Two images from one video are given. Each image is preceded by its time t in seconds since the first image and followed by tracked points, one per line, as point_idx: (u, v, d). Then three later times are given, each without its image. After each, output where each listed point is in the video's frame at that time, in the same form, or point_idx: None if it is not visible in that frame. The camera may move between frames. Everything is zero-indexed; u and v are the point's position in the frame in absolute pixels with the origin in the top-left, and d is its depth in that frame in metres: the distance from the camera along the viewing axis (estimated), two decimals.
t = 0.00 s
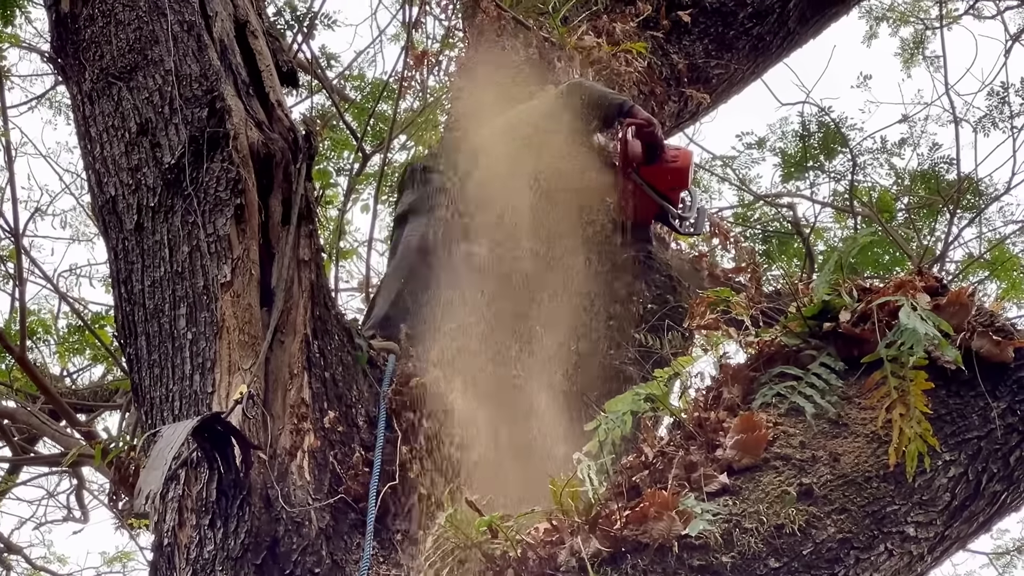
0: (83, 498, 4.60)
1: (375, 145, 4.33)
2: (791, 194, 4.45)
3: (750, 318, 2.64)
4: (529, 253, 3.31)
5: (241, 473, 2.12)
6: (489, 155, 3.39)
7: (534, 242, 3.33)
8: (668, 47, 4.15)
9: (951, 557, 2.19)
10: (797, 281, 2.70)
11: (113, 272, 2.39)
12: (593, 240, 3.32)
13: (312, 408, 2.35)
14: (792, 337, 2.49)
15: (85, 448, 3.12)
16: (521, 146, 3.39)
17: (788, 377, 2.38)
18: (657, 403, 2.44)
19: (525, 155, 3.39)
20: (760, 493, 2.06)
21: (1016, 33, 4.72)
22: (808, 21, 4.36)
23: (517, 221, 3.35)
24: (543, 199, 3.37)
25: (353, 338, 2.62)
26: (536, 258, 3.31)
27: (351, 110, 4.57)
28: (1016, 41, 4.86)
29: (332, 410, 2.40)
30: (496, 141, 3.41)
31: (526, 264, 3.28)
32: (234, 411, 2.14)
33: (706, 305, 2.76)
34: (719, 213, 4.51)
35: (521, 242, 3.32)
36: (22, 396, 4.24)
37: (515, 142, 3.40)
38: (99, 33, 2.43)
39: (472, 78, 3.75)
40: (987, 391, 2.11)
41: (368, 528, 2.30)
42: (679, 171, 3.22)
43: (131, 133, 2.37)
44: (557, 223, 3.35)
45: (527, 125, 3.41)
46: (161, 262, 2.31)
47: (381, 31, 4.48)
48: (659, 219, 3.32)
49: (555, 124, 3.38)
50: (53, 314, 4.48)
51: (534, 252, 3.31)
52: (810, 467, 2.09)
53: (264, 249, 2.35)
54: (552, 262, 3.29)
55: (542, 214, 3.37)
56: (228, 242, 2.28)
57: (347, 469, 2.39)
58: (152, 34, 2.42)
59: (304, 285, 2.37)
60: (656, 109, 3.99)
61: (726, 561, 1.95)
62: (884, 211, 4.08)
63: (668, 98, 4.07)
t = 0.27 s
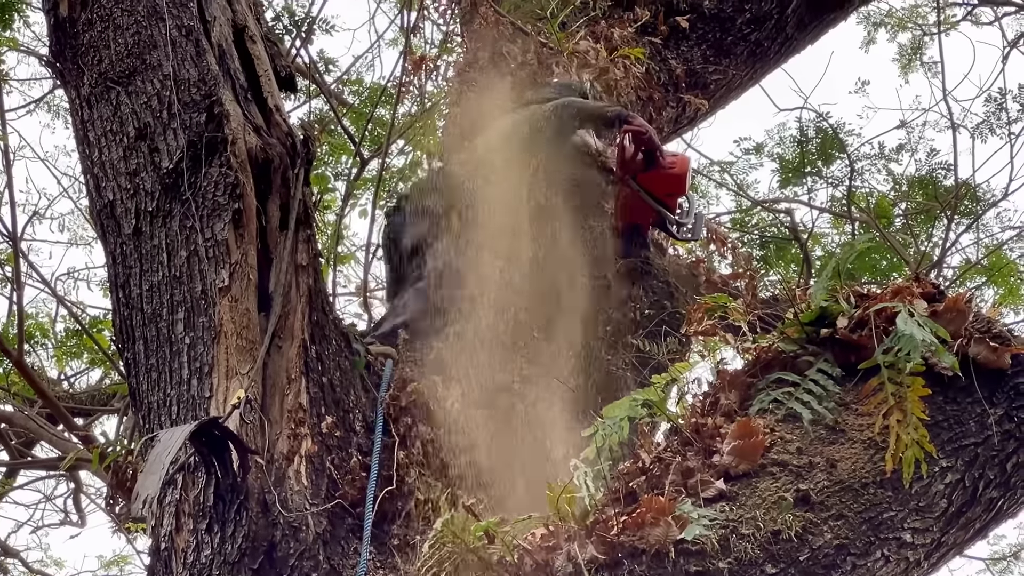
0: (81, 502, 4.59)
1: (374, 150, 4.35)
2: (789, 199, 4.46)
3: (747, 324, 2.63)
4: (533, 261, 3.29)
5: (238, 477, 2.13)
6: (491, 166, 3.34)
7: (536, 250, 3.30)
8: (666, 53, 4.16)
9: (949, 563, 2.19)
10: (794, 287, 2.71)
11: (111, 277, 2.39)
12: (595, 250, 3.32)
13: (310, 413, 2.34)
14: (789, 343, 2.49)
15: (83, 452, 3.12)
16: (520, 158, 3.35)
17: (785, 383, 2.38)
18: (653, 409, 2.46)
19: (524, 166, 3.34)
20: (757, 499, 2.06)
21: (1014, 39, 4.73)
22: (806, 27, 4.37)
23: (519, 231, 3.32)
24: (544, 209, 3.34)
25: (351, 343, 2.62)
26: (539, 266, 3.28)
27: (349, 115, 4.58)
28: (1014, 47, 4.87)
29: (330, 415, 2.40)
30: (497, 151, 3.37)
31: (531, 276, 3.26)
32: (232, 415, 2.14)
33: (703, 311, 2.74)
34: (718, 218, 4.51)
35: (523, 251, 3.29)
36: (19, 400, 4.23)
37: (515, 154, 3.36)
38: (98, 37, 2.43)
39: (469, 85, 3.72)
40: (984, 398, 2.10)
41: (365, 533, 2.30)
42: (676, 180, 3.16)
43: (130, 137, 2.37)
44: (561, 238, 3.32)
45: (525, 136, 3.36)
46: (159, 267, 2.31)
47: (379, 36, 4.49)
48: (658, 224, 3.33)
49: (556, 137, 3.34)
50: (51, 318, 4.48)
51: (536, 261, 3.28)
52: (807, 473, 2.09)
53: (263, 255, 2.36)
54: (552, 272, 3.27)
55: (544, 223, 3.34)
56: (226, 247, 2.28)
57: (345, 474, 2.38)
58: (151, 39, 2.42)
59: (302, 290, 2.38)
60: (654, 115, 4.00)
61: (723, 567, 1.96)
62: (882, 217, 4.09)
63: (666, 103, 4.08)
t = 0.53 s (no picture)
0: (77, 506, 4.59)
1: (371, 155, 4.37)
2: (786, 206, 4.46)
3: (744, 331, 2.63)
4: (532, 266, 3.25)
5: (235, 482, 2.13)
6: (483, 183, 3.33)
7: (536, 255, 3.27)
8: (664, 59, 4.16)
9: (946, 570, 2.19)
10: (791, 294, 2.71)
11: (108, 282, 2.39)
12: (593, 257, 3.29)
13: (307, 419, 2.34)
14: (787, 350, 2.48)
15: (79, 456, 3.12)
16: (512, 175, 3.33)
17: (782, 390, 2.39)
18: (651, 415, 2.43)
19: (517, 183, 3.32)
20: (754, 505, 2.06)
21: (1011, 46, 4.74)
22: (804, 33, 4.38)
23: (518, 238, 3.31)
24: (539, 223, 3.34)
25: (348, 349, 2.61)
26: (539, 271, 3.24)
27: (347, 120, 4.58)
28: (1012, 53, 4.88)
29: (326, 421, 2.39)
30: (490, 166, 3.34)
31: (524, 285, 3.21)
32: (229, 421, 2.13)
33: (700, 317, 2.73)
34: (715, 224, 4.52)
35: (517, 263, 3.26)
36: (16, 405, 4.23)
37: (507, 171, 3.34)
38: (96, 42, 2.43)
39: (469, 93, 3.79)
40: (981, 405, 2.11)
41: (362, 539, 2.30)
42: (673, 184, 3.18)
43: (127, 143, 2.36)
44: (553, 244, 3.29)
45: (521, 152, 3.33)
46: (156, 272, 2.31)
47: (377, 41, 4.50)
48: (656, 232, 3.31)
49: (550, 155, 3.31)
50: (48, 322, 4.48)
51: (531, 270, 3.24)
52: (804, 480, 2.09)
53: (260, 260, 2.35)
54: (550, 280, 3.22)
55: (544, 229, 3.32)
56: (223, 252, 2.29)
57: (341, 480, 2.38)
58: (148, 44, 2.42)
59: (298, 296, 2.39)
60: (652, 121, 4.03)
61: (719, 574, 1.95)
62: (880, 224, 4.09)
63: (664, 110, 4.08)
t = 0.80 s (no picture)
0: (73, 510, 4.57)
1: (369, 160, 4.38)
2: (784, 211, 4.47)
3: (742, 336, 2.64)
4: (530, 269, 3.26)
5: (232, 487, 2.13)
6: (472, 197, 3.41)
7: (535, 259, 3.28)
8: (662, 64, 4.14)
9: None
10: (789, 300, 2.71)
11: (105, 286, 2.39)
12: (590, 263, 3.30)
13: (304, 423, 2.33)
14: (784, 355, 2.47)
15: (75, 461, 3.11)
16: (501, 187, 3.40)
17: (780, 396, 2.38)
18: (648, 420, 2.43)
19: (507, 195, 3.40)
20: (751, 511, 2.06)
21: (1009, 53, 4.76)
22: (802, 39, 4.40)
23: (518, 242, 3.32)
24: (536, 229, 3.33)
25: (346, 353, 2.61)
26: (536, 274, 3.25)
27: (344, 125, 4.59)
28: (1010, 60, 4.89)
29: (324, 425, 2.39)
30: (479, 181, 3.40)
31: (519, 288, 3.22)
32: (225, 425, 2.14)
33: (698, 322, 2.74)
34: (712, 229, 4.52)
35: (511, 266, 3.27)
36: (13, 408, 4.22)
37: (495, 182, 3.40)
38: (94, 46, 2.43)
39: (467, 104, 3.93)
40: (978, 412, 2.11)
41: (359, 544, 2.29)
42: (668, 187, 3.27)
43: (125, 146, 2.36)
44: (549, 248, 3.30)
45: (514, 168, 3.40)
46: (153, 276, 2.31)
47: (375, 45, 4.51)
48: (652, 237, 3.34)
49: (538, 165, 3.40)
50: (45, 326, 4.47)
51: (528, 273, 3.25)
52: (801, 486, 2.09)
53: (257, 264, 2.35)
54: (546, 283, 3.23)
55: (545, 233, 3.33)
56: (221, 256, 2.29)
57: (339, 485, 2.38)
58: (146, 48, 2.42)
59: (296, 300, 2.38)
60: (650, 126, 4.01)
61: None
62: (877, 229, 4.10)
63: (662, 115, 4.07)
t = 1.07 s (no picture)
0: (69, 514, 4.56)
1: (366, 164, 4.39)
2: (781, 216, 4.47)
3: (739, 341, 2.64)
4: (527, 274, 3.22)
5: (229, 491, 2.14)
6: (466, 202, 3.57)
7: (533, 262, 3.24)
8: (660, 69, 4.13)
9: None
10: (785, 305, 2.71)
11: (102, 289, 2.38)
12: (588, 265, 3.23)
13: (301, 428, 2.33)
14: (780, 361, 2.47)
15: (71, 466, 3.10)
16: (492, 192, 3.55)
17: (776, 402, 2.38)
18: (645, 425, 2.40)
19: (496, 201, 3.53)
20: (747, 517, 2.07)
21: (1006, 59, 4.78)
22: (799, 44, 4.41)
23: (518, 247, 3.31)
24: (533, 233, 3.31)
25: (342, 357, 2.61)
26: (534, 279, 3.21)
27: (341, 129, 4.59)
28: (1006, 66, 4.91)
29: (320, 430, 2.38)
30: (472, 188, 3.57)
31: (517, 292, 3.20)
32: (223, 429, 2.15)
33: (694, 328, 2.73)
34: (709, 234, 4.53)
35: (506, 271, 3.28)
36: (9, 412, 4.21)
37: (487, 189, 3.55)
38: (91, 49, 2.42)
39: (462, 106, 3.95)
40: (975, 417, 2.11)
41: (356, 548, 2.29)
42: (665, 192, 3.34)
43: (122, 150, 2.36)
44: (547, 251, 3.25)
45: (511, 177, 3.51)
46: (150, 280, 2.31)
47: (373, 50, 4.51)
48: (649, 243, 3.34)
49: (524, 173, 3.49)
50: (42, 330, 4.46)
51: (524, 278, 3.22)
52: (797, 491, 2.09)
53: (254, 268, 2.35)
54: (543, 286, 3.18)
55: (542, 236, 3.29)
56: (218, 260, 2.28)
57: (335, 489, 2.37)
58: (143, 51, 2.41)
59: (293, 304, 2.38)
60: (647, 132, 4.00)
61: None
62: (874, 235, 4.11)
63: (659, 120, 4.07)
